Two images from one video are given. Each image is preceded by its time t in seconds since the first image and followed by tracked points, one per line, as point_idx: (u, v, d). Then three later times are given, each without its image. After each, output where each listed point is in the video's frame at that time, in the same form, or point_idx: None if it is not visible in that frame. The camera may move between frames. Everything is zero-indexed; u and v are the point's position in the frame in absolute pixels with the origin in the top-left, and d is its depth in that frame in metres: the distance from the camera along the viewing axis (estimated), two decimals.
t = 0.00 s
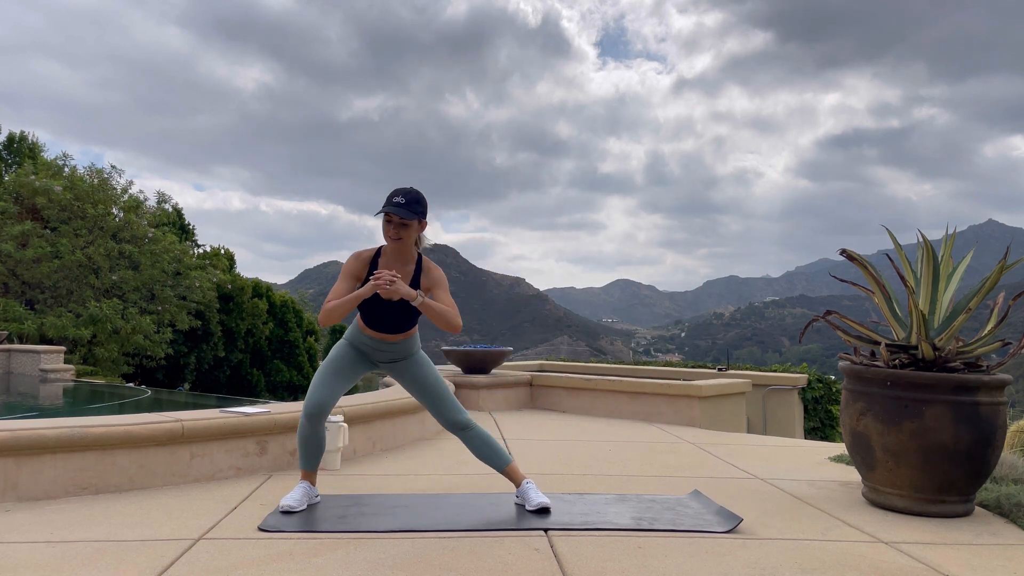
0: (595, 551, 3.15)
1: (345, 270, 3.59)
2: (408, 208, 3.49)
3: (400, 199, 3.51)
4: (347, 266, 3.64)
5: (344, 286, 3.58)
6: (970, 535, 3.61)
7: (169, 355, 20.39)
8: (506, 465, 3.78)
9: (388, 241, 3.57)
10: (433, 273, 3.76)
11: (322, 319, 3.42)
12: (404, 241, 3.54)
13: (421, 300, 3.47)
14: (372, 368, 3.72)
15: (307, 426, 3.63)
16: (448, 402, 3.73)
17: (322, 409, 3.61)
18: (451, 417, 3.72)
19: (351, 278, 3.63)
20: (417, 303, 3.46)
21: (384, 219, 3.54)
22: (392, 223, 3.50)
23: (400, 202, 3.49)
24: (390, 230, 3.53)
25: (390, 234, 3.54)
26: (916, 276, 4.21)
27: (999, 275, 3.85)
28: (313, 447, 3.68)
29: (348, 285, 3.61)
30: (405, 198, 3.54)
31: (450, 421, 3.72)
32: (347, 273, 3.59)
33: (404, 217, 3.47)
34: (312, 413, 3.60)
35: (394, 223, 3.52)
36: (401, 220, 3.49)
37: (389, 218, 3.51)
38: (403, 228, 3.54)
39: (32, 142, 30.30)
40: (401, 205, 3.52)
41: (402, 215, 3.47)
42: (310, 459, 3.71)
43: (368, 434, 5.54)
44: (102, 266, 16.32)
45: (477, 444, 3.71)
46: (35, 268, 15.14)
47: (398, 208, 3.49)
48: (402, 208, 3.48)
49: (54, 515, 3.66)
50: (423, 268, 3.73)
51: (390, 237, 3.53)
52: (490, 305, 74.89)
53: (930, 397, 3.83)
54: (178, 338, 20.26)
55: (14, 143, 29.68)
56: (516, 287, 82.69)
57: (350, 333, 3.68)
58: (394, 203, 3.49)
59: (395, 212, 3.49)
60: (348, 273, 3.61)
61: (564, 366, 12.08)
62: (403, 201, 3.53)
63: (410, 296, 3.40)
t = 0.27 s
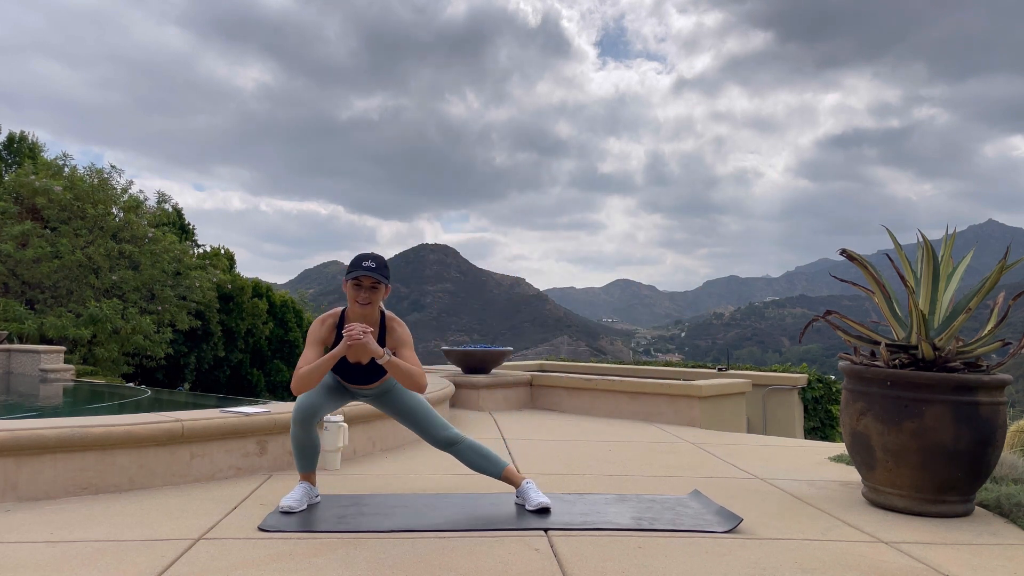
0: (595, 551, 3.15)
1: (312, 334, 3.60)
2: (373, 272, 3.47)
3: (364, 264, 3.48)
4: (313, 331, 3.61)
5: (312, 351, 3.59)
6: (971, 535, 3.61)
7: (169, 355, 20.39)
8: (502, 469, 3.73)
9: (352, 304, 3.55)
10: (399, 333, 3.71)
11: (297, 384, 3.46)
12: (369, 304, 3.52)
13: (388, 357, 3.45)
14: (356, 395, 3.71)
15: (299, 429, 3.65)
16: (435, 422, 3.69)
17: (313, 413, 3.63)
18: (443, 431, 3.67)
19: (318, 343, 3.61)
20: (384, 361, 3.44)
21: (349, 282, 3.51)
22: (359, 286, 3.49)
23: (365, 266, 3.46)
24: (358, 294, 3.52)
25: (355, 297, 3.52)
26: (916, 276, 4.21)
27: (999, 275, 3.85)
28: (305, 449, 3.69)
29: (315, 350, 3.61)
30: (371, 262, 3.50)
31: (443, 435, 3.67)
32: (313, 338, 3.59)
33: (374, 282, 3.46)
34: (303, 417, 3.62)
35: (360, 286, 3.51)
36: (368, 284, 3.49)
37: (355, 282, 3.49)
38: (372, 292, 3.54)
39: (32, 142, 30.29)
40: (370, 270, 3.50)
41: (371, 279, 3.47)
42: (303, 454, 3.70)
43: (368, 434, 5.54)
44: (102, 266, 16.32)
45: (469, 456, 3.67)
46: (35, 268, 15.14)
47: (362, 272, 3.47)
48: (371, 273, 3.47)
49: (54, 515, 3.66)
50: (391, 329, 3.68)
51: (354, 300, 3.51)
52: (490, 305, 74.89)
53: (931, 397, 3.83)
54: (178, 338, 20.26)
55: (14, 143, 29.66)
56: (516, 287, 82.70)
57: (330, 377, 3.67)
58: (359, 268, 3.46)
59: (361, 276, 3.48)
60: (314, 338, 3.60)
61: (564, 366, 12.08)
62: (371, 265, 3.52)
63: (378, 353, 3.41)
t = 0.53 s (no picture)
0: (595, 551, 3.15)
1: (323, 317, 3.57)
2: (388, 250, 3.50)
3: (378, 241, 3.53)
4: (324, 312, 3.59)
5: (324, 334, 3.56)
6: (971, 535, 3.61)
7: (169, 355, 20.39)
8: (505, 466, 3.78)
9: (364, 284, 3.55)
10: (409, 314, 3.74)
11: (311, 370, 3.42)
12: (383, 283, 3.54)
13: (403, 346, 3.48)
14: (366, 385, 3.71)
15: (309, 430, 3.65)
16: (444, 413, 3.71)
17: (321, 412, 3.63)
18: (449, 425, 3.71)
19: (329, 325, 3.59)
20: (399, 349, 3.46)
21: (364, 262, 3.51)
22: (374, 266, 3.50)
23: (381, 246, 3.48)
24: (371, 275, 3.52)
25: (369, 277, 3.52)
26: (916, 276, 4.21)
27: (999, 275, 3.85)
28: (311, 447, 3.69)
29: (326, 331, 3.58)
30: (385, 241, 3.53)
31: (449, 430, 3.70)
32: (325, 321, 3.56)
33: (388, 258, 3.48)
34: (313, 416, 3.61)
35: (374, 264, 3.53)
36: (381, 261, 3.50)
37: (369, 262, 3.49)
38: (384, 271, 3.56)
39: (33, 142, 30.30)
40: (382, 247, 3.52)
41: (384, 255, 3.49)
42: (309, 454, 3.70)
43: (368, 434, 5.54)
44: (102, 266, 16.32)
45: (473, 451, 3.70)
46: (35, 268, 15.14)
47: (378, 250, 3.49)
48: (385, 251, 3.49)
49: (54, 515, 3.66)
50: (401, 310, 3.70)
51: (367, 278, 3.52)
52: (490, 305, 74.91)
53: (931, 397, 3.83)
54: (178, 338, 20.27)
55: (14, 143, 29.66)
56: (516, 287, 82.71)
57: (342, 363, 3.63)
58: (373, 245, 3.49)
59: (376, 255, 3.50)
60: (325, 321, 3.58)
61: (564, 366, 12.08)
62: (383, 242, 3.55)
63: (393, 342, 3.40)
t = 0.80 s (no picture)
0: (595, 551, 3.15)
1: (371, 245, 3.63)
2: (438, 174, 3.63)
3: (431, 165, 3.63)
4: (371, 241, 3.64)
5: (370, 262, 3.61)
6: (971, 535, 3.60)
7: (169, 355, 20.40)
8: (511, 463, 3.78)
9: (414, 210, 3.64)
10: (456, 248, 3.82)
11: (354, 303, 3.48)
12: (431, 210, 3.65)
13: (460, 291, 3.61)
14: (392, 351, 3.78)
15: (322, 424, 3.66)
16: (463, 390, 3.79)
17: (339, 407, 3.67)
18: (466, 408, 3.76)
19: (376, 255, 3.63)
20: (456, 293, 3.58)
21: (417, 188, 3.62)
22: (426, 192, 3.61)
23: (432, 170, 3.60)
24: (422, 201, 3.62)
25: (421, 202, 3.62)
26: (916, 276, 4.21)
27: (999, 275, 3.85)
28: (321, 443, 3.68)
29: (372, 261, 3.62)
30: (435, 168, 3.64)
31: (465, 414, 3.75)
32: (372, 249, 3.63)
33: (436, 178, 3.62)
34: (328, 410, 3.64)
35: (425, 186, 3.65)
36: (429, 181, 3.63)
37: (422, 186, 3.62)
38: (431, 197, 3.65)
39: (33, 142, 30.30)
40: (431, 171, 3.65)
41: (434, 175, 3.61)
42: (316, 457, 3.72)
43: (368, 434, 5.54)
44: (102, 266, 16.32)
45: (483, 439, 3.75)
46: (35, 268, 15.14)
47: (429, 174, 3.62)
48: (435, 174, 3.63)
49: (54, 515, 3.66)
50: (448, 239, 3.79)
51: (418, 201, 3.63)
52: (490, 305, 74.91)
53: (931, 397, 3.83)
54: (178, 338, 20.27)
55: (14, 143, 29.67)
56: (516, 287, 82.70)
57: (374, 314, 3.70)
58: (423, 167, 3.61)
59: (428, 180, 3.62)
60: (373, 249, 3.63)
61: (564, 366, 12.09)
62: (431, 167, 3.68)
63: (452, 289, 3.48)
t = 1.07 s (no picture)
0: (595, 551, 3.15)
1: (433, 203, 3.75)
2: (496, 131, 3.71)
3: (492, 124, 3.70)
4: (435, 198, 3.76)
5: (432, 219, 3.74)
6: (971, 535, 3.60)
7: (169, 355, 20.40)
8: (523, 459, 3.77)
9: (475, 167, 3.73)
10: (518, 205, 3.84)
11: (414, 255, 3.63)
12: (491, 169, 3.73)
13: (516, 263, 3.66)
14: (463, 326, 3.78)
15: (403, 406, 3.72)
16: (517, 371, 3.73)
17: (420, 388, 3.71)
18: (509, 390, 3.76)
19: (438, 213, 3.75)
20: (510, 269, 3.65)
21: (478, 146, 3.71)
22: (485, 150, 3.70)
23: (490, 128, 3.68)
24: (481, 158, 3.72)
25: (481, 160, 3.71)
26: (916, 276, 4.21)
27: (999, 275, 3.85)
28: (398, 427, 3.74)
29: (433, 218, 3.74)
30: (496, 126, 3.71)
31: (504, 396, 3.75)
32: (434, 206, 3.75)
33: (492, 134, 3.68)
34: (410, 392, 3.71)
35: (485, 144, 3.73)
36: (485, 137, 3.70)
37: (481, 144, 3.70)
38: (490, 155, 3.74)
39: (33, 142, 30.29)
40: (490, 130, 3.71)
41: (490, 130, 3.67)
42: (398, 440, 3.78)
43: (368, 434, 5.53)
44: (102, 266, 16.32)
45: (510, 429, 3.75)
46: (35, 268, 15.14)
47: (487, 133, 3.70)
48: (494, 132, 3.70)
49: (54, 515, 3.66)
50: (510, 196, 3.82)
51: (479, 157, 3.72)
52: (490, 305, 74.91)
53: (931, 397, 3.83)
54: (178, 338, 20.28)
55: (14, 143, 29.66)
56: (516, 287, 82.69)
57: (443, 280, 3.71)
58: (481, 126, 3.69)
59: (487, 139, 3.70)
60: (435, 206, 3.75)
61: (563, 366, 12.09)
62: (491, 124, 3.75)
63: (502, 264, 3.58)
